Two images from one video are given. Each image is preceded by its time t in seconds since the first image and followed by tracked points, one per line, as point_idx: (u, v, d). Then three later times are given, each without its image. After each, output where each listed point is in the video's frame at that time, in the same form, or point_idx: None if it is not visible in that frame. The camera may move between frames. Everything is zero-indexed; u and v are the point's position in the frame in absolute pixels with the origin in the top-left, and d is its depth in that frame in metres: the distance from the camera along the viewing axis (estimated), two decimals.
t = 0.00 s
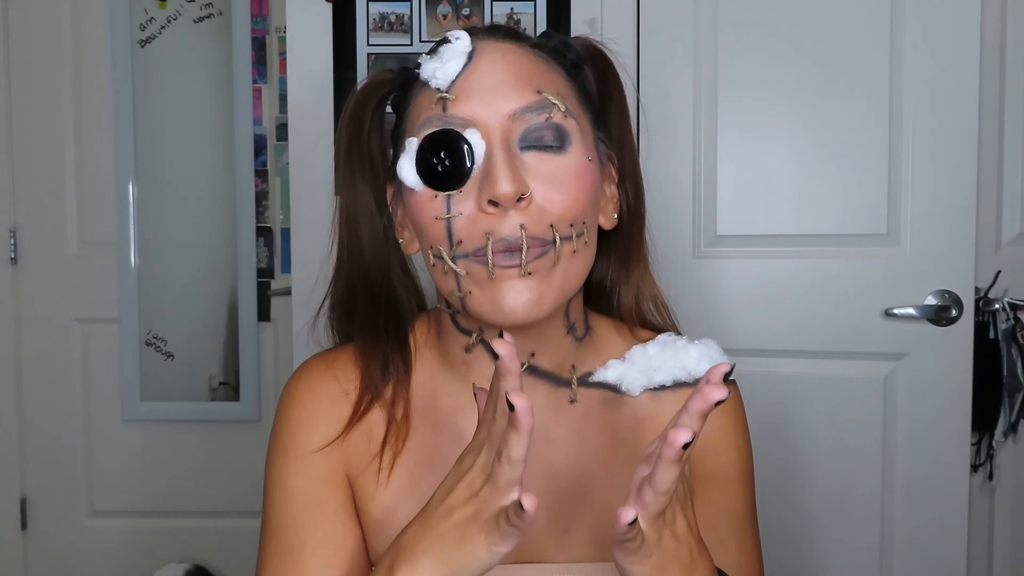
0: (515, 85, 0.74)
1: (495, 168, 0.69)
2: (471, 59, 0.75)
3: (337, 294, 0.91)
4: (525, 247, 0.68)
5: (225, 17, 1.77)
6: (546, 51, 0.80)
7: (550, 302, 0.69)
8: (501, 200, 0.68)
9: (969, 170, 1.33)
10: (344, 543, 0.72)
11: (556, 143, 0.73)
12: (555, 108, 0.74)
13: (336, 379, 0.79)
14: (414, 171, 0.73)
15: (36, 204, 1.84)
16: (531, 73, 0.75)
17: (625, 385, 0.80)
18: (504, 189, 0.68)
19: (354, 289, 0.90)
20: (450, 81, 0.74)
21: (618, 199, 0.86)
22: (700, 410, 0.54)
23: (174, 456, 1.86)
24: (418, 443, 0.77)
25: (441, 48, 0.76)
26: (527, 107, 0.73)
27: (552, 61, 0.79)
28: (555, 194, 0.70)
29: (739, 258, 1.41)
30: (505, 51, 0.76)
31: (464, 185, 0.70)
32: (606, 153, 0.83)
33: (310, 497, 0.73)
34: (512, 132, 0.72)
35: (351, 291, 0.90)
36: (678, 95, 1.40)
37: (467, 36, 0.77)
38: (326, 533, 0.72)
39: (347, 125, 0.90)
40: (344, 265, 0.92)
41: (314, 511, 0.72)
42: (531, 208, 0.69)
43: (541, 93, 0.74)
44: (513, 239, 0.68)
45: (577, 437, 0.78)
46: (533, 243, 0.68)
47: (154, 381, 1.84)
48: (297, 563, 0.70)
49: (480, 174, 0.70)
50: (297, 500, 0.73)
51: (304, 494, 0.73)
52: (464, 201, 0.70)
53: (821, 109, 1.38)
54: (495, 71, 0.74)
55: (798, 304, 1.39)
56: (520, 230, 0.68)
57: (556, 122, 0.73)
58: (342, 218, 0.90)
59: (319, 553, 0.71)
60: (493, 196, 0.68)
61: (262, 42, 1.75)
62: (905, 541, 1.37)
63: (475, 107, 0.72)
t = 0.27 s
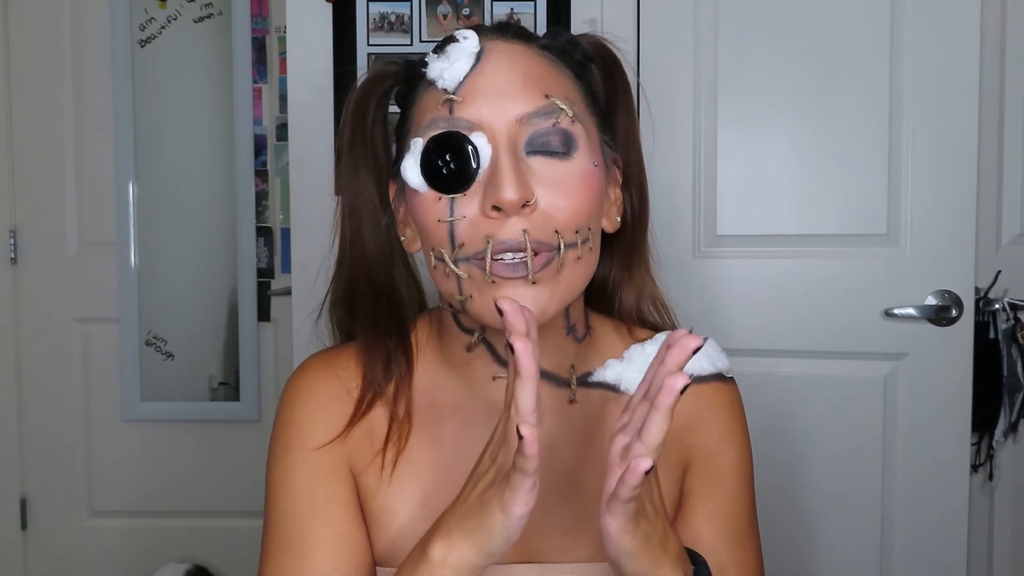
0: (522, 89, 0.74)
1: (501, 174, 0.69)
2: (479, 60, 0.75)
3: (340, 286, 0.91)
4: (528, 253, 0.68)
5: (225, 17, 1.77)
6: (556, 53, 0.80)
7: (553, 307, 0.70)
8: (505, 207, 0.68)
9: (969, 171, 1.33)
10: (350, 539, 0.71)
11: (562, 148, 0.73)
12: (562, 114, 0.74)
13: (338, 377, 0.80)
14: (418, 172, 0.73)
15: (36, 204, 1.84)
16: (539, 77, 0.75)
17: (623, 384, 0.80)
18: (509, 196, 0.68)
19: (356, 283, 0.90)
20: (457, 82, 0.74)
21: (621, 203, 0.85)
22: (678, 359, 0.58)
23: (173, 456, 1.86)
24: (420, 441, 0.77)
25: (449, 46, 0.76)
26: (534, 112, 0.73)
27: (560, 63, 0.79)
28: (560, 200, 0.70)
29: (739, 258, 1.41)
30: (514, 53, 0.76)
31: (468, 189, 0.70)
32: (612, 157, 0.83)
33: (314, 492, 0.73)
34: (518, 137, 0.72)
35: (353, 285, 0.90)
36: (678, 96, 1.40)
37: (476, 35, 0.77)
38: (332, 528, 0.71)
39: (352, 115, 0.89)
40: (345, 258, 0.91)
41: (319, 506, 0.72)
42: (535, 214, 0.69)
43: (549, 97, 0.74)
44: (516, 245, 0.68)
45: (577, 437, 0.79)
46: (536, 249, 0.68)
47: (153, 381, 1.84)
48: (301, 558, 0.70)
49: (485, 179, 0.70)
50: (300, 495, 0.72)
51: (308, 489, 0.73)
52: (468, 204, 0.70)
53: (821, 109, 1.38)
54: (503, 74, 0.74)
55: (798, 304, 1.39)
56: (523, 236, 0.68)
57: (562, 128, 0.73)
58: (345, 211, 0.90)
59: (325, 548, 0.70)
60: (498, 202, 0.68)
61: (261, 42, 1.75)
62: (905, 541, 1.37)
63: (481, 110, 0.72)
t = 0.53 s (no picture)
0: (530, 95, 0.72)
1: (503, 184, 0.69)
2: (486, 65, 0.73)
3: (346, 281, 0.91)
4: (529, 264, 0.68)
5: (225, 17, 1.77)
6: (569, 54, 0.78)
7: (556, 317, 0.69)
8: (508, 219, 0.68)
9: (969, 171, 1.33)
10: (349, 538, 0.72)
11: (568, 156, 0.72)
12: (570, 121, 0.73)
13: (341, 375, 0.79)
14: (422, 179, 0.73)
15: (36, 204, 1.84)
16: (548, 81, 0.74)
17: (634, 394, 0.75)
18: (512, 208, 0.68)
19: (364, 280, 0.90)
20: (463, 88, 0.73)
21: (633, 208, 0.84)
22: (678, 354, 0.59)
23: (173, 456, 1.86)
24: (422, 444, 0.75)
25: (456, 49, 0.75)
26: (542, 119, 0.71)
27: (572, 64, 0.77)
28: (564, 209, 0.70)
29: (739, 258, 1.41)
30: (523, 56, 0.75)
31: (472, 197, 0.70)
32: (625, 160, 0.81)
33: (314, 491, 0.73)
34: (524, 145, 0.71)
35: (360, 282, 0.90)
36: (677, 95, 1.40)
37: (483, 37, 0.75)
38: (331, 526, 0.72)
39: (364, 109, 0.88)
40: (353, 254, 0.91)
41: (318, 504, 0.72)
42: (537, 225, 0.69)
43: (557, 104, 0.73)
44: (518, 256, 0.69)
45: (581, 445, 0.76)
46: (537, 260, 0.68)
47: (154, 381, 1.84)
48: (301, 556, 0.71)
49: (488, 187, 0.70)
50: (300, 493, 0.73)
51: (308, 487, 0.73)
52: (472, 213, 0.70)
53: (822, 109, 1.38)
54: (510, 79, 0.73)
55: (798, 304, 1.39)
56: (525, 247, 0.68)
57: (570, 135, 0.72)
58: (354, 208, 0.89)
59: (325, 547, 0.71)
60: (501, 214, 0.68)
61: (262, 42, 1.75)
62: (906, 541, 1.37)
63: (487, 117, 0.71)
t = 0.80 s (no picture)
0: (536, 104, 0.72)
1: (505, 195, 0.68)
2: (492, 75, 0.74)
3: (359, 290, 0.91)
4: (532, 277, 0.68)
5: (225, 17, 1.77)
6: (580, 62, 0.78)
7: (559, 334, 0.69)
8: (510, 230, 0.68)
9: (969, 171, 1.33)
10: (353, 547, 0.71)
11: (575, 165, 0.72)
12: (577, 130, 0.72)
13: (348, 381, 0.79)
14: (426, 190, 0.73)
15: (36, 204, 1.84)
16: (556, 90, 0.74)
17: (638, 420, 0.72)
18: (513, 219, 0.67)
19: (378, 290, 0.89)
20: (467, 98, 0.73)
21: (651, 221, 0.84)
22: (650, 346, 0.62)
23: (173, 456, 1.86)
24: (429, 454, 0.76)
25: (462, 60, 0.75)
26: (547, 127, 0.71)
27: (583, 72, 0.77)
28: (570, 220, 0.70)
29: (739, 258, 1.41)
30: (531, 65, 0.75)
31: (474, 208, 0.70)
32: (639, 170, 0.81)
33: (320, 499, 0.72)
34: (528, 155, 0.71)
35: (373, 292, 0.89)
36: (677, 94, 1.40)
37: (491, 48, 0.76)
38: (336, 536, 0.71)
39: (382, 117, 0.84)
40: (369, 265, 0.90)
41: (324, 512, 0.72)
42: (542, 236, 0.68)
43: (563, 112, 0.73)
44: (521, 270, 0.68)
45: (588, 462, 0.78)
46: (541, 273, 0.68)
47: (154, 381, 1.84)
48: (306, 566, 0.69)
49: (490, 198, 0.69)
50: (305, 499, 0.72)
51: (314, 494, 0.73)
52: (475, 223, 0.70)
53: (822, 109, 1.38)
54: (516, 88, 0.73)
55: (798, 304, 1.39)
56: (528, 260, 0.68)
57: (576, 143, 0.72)
58: (369, 218, 0.89)
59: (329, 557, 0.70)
60: (501, 225, 0.67)
61: (262, 42, 1.75)
62: (906, 541, 1.37)
63: (491, 126, 0.71)
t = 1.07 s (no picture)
0: (540, 104, 0.72)
1: (507, 196, 0.68)
2: (496, 74, 0.73)
3: (364, 287, 0.91)
4: (534, 280, 0.68)
5: (225, 17, 1.77)
6: (586, 62, 0.77)
7: (560, 339, 0.69)
8: (511, 232, 0.68)
9: (969, 171, 1.33)
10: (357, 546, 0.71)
11: (578, 166, 0.72)
12: (580, 130, 0.72)
13: (354, 380, 0.79)
14: (429, 189, 0.73)
15: (36, 204, 1.84)
16: (561, 90, 0.73)
17: (643, 414, 0.78)
18: (515, 220, 0.67)
19: (382, 288, 0.89)
20: (471, 97, 0.73)
21: (655, 222, 0.85)
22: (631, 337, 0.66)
23: (173, 456, 1.86)
24: (433, 454, 0.76)
25: (467, 58, 0.75)
26: (551, 128, 0.71)
27: (589, 72, 0.77)
28: (574, 221, 0.70)
29: (739, 258, 1.41)
30: (536, 64, 0.74)
31: (476, 209, 0.70)
32: (644, 171, 0.81)
33: (324, 498, 0.72)
34: (532, 155, 0.70)
35: (379, 290, 0.89)
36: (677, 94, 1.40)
37: (495, 46, 0.75)
38: (339, 535, 0.71)
39: (388, 113, 0.84)
40: (375, 263, 0.89)
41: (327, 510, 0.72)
42: (544, 237, 0.68)
43: (567, 112, 0.72)
44: (523, 273, 0.68)
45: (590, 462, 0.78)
46: (543, 276, 0.68)
47: (154, 381, 1.84)
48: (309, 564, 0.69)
49: (492, 199, 0.69)
50: (309, 498, 0.72)
51: (318, 492, 0.72)
52: (477, 224, 0.70)
53: (822, 109, 1.38)
54: (520, 87, 0.73)
55: (798, 304, 1.39)
56: (531, 264, 0.68)
57: (580, 144, 0.72)
58: (375, 215, 0.88)
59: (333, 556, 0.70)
60: (503, 227, 0.67)
61: (262, 42, 1.75)
62: (906, 541, 1.37)
63: (495, 126, 0.71)
